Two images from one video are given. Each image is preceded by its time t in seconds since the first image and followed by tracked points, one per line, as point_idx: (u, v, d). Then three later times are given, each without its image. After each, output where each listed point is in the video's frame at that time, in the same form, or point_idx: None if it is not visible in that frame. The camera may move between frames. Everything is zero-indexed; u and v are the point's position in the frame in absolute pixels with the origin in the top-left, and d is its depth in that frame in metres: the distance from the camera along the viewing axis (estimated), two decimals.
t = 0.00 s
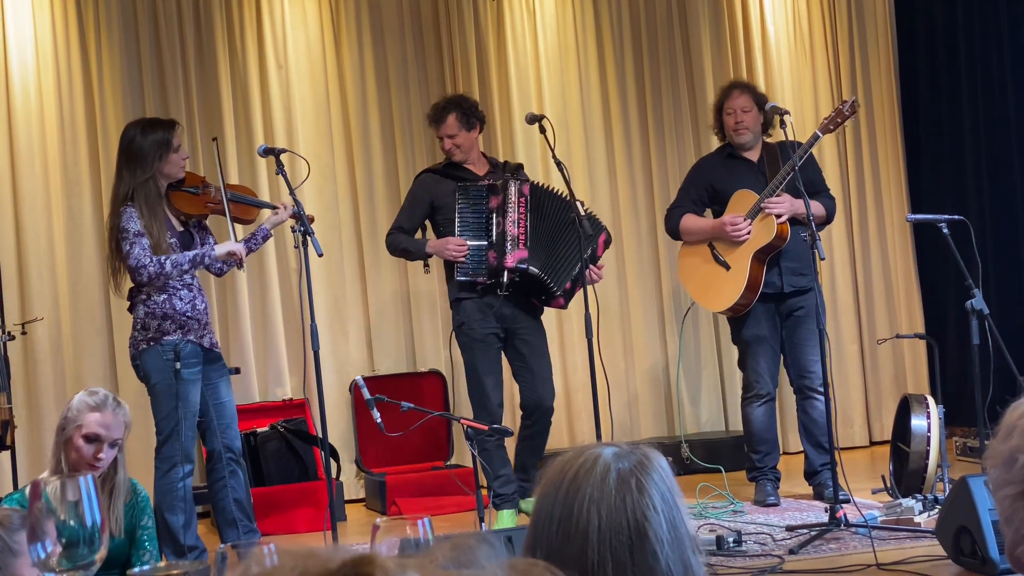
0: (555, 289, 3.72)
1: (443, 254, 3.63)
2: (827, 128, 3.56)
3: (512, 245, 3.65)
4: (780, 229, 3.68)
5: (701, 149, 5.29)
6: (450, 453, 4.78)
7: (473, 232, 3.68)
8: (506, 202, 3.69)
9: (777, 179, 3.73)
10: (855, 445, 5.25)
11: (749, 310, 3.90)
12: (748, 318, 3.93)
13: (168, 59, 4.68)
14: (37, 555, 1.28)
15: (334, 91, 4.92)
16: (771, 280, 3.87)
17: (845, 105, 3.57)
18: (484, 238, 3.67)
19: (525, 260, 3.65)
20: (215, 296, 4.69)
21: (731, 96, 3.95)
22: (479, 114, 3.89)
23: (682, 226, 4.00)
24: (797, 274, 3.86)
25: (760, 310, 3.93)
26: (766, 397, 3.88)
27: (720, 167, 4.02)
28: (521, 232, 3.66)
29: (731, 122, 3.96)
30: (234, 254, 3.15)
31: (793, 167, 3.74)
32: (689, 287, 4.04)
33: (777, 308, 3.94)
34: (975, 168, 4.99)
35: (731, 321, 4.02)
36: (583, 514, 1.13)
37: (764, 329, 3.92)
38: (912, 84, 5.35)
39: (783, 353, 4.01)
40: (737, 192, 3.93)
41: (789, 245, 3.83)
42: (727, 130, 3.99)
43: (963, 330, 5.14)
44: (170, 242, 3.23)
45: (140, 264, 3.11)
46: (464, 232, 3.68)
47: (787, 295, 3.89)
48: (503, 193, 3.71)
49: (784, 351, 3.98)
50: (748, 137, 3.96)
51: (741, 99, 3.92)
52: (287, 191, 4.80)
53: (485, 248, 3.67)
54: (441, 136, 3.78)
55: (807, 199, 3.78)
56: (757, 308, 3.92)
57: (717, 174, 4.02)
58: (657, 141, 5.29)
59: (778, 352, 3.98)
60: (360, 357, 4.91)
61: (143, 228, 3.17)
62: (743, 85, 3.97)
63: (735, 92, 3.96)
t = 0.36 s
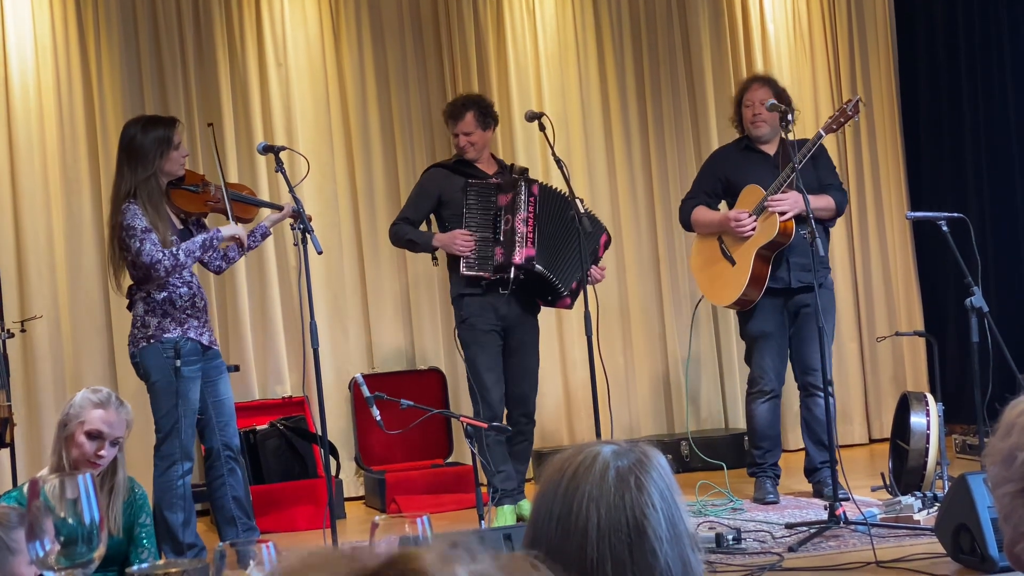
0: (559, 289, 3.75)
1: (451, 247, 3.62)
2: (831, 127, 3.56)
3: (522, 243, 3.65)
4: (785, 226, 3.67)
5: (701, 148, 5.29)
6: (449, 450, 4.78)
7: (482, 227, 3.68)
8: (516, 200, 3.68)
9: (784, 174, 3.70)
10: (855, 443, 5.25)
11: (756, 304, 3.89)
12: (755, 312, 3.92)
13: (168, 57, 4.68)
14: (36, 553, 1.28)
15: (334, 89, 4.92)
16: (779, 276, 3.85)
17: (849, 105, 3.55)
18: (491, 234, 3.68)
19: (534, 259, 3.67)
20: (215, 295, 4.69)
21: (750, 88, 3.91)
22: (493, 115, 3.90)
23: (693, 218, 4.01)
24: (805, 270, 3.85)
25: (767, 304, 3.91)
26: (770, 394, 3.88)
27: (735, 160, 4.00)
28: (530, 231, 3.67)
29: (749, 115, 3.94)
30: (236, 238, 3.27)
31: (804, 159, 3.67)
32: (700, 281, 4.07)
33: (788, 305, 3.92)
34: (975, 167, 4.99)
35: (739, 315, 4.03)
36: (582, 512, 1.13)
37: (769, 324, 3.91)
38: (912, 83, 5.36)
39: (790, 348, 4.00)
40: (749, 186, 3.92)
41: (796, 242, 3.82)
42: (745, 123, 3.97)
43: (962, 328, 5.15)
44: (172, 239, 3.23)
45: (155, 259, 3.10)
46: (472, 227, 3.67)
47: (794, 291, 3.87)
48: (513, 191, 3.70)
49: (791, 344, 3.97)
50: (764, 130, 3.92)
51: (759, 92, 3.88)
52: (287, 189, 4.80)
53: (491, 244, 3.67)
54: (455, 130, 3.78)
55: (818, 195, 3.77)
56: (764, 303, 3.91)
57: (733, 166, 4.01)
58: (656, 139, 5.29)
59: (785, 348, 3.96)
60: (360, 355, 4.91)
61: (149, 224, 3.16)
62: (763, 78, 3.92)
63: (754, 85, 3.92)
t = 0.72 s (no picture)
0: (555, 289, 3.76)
1: (448, 241, 3.63)
2: (847, 129, 3.58)
3: (519, 241, 3.66)
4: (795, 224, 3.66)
5: (699, 146, 5.29)
6: (447, 448, 4.78)
7: (480, 224, 3.69)
8: (515, 199, 3.69)
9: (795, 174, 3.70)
10: (853, 440, 5.25)
11: (763, 297, 3.87)
12: (761, 305, 3.90)
13: (166, 55, 4.68)
14: (35, 549, 1.28)
15: (333, 86, 4.92)
16: (786, 272, 3.85)
17: (866, 108, 3.58)
18: (489, 232, 3.69)
19: (530, 257, 3.68)
20: (213, 292, 4.70)
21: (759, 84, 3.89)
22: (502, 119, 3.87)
23: (702, 210, 4.00)
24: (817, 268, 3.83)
25: (774, 298, 3.89)
26: (770, 390, 3.87)
27: (748, 154, 4.00)
28: (528, 230, 3.68)
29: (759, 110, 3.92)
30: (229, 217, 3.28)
31: (821, 157, 3.69)
32: (705, 271, 4.08)
33: (795, 298, 3.90)
34: (973, 165, 4.99)
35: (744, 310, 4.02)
36: (581, 508, 1.13)
37: (772, 319, 3.88)
38: (911, 81, 5.35)
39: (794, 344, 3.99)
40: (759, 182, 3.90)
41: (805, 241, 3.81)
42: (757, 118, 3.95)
43: (960, 326, 5.15)
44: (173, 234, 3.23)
45: (172, 253, 3.11)
46: (472, 225, 3.69)
47: (801, 286, 3.86)
48: (512, 190, 3.71)
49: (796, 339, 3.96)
50: (772, 124, 3.89)
51: (766, 87, 3.86)
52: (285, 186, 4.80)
53: (489, 241, 3.69)
54: (462, 132, 3.76)
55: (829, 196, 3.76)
56: (771, 295, 3.89)
57: (745, 161, 4.00)
58: (655, 137, 5.29)
59: (788, 344, 3.94)
60: (358, 352, 4.91)
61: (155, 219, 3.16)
62: (771, 74, 3.90)
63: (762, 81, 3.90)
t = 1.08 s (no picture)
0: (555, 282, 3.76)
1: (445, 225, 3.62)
2: (847, 126, 3.59)
3: (518, 236, 3.65)
4: (795, 223, 3.66)
5: (697, 144, 5.29)
6: (445, 445, 4.78)
7: (478, 218, 3.68)
8: (512, 195, 3.69)
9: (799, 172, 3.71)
10: (850, 438, 5.26)
11: (769, 294, 3.88)
12: (766, 302, 3.90)
13: (164, 52, 4.68)
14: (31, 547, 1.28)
15: (331, 84, 4.91)
16: (791, 269, 3.85)
17: (867, 105, 3.58)
18: (487, 227, 3.68)
19: (530, 251, 3.68)
20: (211, 290, 4.70)
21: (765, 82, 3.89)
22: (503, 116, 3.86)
23: (708, 208, 4.00)
24: (823, 266, 3.81)
25: (779, 294, 3.90)
26: (769, 387, 3.86)
27: (755, 152, 4.00)
28: (526, 224, 3.67)
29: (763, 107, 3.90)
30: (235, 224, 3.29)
31: (823, 153, 3.70)
32: (713, 270, 4.09)
33: (799, 295, 3.91)
34: (971, 164, 4.99)
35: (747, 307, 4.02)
36: (579, 506, 1.13)
37: (775, 315, 3.89)
38: (909, 80, 5.36)
39: (795, 341, 3.99)
40: (764, 180, 3.92)
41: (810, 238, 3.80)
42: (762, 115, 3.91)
43: (958, 324, 5.16)
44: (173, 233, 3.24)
45: (164, 253, 3.11)
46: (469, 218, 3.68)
47: (806, 284, 3.86)
48: (508, 185, 3.70)
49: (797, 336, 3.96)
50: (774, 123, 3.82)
51: (772, 84, 3.86)
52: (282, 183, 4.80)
53: (487, 237, 3.68)
54: (468, 130, 3.75)
55: (834, 194, 3.76)
56: (775, 292, 3.89)
57: (751, 158, 4.00)
58: (652, 133, 5.29)
59: (791, 340, 3.93)
60: (356, 350, 4.91)
61: (152, 218, 3.16)
62: (777, 72, 3.91)
63: (769, 79, 3.89)
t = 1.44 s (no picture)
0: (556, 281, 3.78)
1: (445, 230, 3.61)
2: (849, 124, 3.58)
3: (518, 239, 3.67)
4: (796, 220, 3.66)
5: (697, 144, 5.28)
6: (444, 443, 4.78)
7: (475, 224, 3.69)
8: (508, 197, 3.68)
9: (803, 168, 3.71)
10: (849, 436, 5.27)
11: (772, 290, 3.88)
12: (767, 298, 3.90)
13: (163, 50, 4.68)
14: (31, 544, 1.28)
15: (330, 83, 4.91)
16: (794, 266, 3.85)
17: (869, 102, 3.57)
18: (486, 232, 3.68)
19: (531, 254, 3.69)
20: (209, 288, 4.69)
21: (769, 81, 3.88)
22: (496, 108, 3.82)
23: (710, 205, 4.00)
24: (823, 262, 3.81)
25: (780, 291, 3.89)
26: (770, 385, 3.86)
27: (758, 151, 4.00)
28: (524, 226, 3.68)
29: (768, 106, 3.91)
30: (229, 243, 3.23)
31: (826, 151, 3.71)
32: (716, 268, 4.09)
33: (801, 293, 3.90)
34: (971, 163, 4.99)
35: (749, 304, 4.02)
36: (578, 505, 1.13)
37: (777, 311, 3.89)
38: (908, 79, 5.36)
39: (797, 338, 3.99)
40: (767, 176, 3.92)
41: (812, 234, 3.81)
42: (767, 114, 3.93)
43: (957, 322, 5.16)
44: (170, 233, 3.24)
45: (144, 260, 3.10)
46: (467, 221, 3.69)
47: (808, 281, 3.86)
48: (503, 187, 3.70)
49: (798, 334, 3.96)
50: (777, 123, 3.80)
51: (777, 84, 3.86)
52: (281, 182, 4.80)
53: (487, 241, 3.69)
54: (466, 128, 3.75)
55: (838, 192, 3.75)
56: (777, 288, 3.89)
57: (754, 156, 4.00)
58: (652, 133, 5.28)
59: (793, 337, 3.93)
60: (356, 348, 4.91)
61: (144, 222, 3.16)
62: (779, 71, 3.91)
63: (772, 78, 3.89)
